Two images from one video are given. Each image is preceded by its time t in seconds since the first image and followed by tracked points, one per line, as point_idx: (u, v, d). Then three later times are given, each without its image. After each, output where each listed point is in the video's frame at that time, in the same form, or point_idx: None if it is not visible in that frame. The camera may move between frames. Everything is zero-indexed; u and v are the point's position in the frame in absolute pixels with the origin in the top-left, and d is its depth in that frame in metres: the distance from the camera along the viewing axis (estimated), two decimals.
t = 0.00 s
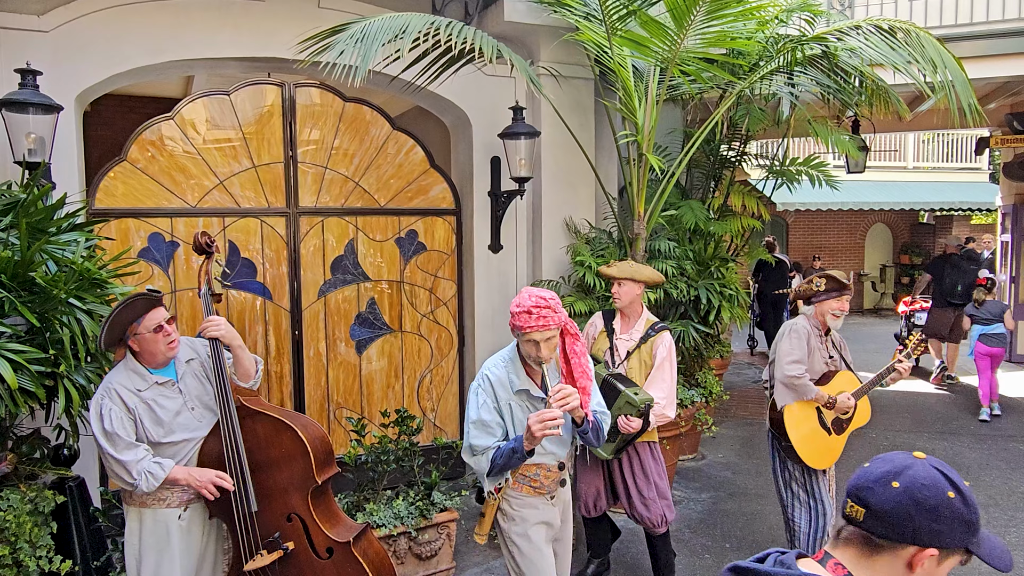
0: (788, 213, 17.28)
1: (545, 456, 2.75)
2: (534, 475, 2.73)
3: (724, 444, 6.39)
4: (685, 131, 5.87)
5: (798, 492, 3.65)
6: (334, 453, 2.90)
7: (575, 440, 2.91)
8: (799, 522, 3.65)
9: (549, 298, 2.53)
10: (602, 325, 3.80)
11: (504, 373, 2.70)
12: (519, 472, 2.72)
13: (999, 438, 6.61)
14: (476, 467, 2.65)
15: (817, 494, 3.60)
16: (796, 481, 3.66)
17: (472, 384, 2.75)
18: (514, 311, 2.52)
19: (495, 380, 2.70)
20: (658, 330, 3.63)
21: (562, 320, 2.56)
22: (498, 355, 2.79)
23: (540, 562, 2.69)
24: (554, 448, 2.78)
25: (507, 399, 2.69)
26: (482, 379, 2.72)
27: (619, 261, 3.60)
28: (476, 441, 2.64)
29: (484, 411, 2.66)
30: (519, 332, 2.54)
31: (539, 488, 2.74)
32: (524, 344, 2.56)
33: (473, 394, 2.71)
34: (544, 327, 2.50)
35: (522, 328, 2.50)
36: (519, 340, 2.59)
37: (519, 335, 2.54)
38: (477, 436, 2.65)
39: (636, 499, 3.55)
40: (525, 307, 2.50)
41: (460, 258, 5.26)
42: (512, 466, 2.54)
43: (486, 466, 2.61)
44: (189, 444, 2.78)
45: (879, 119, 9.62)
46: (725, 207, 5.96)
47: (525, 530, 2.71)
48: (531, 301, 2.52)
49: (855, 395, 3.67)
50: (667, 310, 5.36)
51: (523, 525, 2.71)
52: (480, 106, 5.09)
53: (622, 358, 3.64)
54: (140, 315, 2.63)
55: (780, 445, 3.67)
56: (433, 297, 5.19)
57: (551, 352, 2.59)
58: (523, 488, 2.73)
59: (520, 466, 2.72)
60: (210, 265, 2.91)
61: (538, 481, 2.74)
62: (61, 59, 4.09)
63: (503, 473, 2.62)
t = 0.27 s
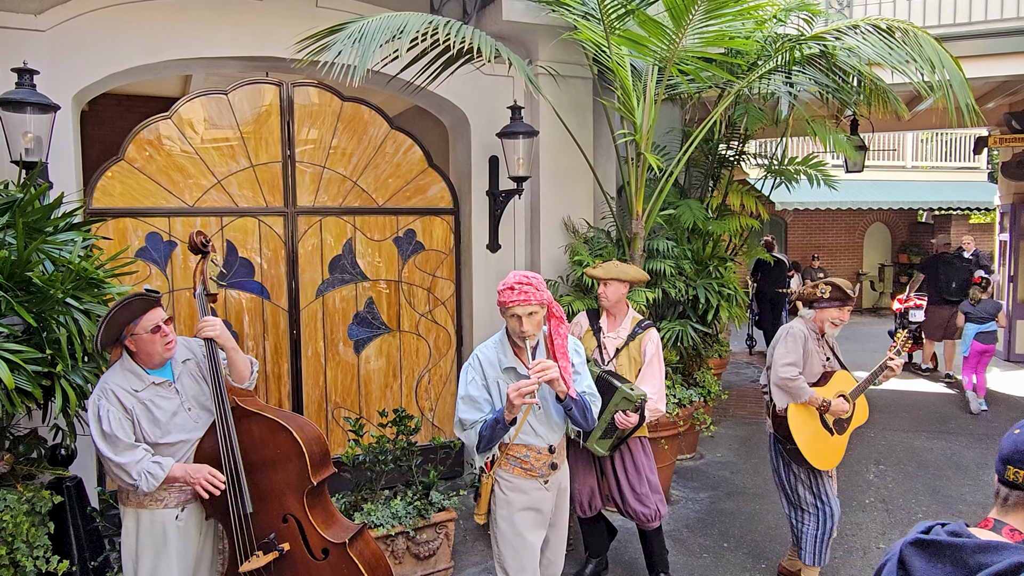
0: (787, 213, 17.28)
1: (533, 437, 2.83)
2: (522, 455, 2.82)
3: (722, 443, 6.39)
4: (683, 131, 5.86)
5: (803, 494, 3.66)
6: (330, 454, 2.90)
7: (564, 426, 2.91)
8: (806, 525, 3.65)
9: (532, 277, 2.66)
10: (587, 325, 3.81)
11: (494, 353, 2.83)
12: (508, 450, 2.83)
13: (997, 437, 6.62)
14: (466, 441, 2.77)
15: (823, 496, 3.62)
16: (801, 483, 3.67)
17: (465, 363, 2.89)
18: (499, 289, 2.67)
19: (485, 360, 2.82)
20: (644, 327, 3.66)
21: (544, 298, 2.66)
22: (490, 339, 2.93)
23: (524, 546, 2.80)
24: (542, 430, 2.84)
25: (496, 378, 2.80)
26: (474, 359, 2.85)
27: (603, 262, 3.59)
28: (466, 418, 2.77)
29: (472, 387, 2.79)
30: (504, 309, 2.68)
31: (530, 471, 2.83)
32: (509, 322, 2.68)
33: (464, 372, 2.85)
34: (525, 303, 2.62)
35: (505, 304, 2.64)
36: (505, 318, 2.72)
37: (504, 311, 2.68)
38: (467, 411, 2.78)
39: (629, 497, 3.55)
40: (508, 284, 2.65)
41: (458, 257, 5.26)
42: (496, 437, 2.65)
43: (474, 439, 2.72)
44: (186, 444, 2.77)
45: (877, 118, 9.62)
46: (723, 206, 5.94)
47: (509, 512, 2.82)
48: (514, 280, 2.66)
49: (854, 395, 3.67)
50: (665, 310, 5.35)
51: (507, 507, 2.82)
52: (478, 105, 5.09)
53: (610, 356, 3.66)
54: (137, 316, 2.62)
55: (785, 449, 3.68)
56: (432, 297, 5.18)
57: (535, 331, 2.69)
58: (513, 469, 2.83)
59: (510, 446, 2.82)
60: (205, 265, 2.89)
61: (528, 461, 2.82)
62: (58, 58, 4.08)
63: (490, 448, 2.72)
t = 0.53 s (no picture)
0: (786, 212, 17.30)
1: (526, 430, 2.83)
2: (514, 447, 2.82)
3: (721, 443, 6.39)
4: (681, 130, 5.87)
5: (796, 492, 3.66)
6: (328, 453, 2.90)
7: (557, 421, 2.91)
8: (799, 522, 3.66)
9: (530, 271, 2.66)
10: (581, 324, 3.78)
11: (491, 345, 2.84)
12: (499, 441, 2.83)
13: (995, 437, 6.62)
14: (458, 429, 2.77)
15: (814, 492, 3.63)
16: (793, 481, 3.67)
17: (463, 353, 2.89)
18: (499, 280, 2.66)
19: (481, 351, 2.83)
20: (639, 324, 3.67)
21: (541, 294, 2.64)
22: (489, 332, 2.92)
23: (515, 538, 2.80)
24: (535, 424, 2.84)
25: (491, 369, 2.81)
26: (471, 350, 2.86)
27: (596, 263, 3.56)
28: (458, 406, 2.78)
29: (467, 375, 2.79)
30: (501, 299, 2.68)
31: (523, 464, 2.81)
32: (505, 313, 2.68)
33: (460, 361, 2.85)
34: (520, 295, 2.61)
35: (502, 296, 2.64)
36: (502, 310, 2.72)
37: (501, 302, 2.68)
38: (460, 399, 2.78)
39: (627, 495, 3.57)
40: (506, 276, 2.65)
41: (457, 257, 5.26)
42: (485, 426, 2.66)
43: (465, 427, 2.74)
44: (184, 445, 2.76)
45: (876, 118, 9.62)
46: (721, 205, 5.91)
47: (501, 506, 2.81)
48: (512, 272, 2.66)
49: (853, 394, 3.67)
50: (664, 310, 5.35)
51: (499, 501, 2.82)
52: (476, 105, 5.09)
53: (607, 355, 3.63)
54: (135, 316, 2.62)
55: (780, 445, 3.66)
56: (430, 296, 5.18)
57: (530, 325, 2.68)
58: (505, 461, 2.82)
59: (503, 438, 2.82)
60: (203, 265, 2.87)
61: (520, 455, 2.81)
62: (56, 57, 4.08)
63: (481, 437, 2.72)
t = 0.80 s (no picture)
0: (785, 212, 17.31)
1: (524, 429, 2.82)
2: (511, 446, 2.81)
3: (720, 443, 6.39)
4: (680, 130, 5.87)
5: (797, 493, 3.66)
6: (327, 453, 2.90)
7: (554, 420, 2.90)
8: (801, 524, 3.66)
9: (527, 269, 2.66)
10: (589, 323, 3.78)
11: (488, 343, 2.84)
12: (498, 439, 2.83)
13: (994, 436, 6.62)
14: (456, 428, 2.77)
15: (818, 496, 3.61)
16: (795, 482, 3.66)
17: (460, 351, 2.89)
18: (497, 278, 2.66)
19: (478, 350, 2.83)
20: (647, 326, 3.65)
21: (538, 293, 2.64)
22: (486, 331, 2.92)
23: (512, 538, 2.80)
24: (533, 423, 2.84)
25: (488, 367, 2.80)
26: (468, 349, 2.86)
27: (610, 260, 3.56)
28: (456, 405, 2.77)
29: (464, 374, 2.80)
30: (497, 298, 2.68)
31: (520, 463, 2.81)
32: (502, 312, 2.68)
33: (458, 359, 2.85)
34: (517, 294, 2.61)
35: (498, 294, 2.64)
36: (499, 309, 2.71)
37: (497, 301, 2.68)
38: (457, 397, 2.78)
39: (625, 496, 3.57)
40: (503, 275, 2.64)
41: (456, 257, 5.25)
42: (484, 425, 2.65)
43: (463, 426, 2.73)
44: (183, 445, 2.77)
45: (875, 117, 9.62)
46: (720, 205, 5.91)
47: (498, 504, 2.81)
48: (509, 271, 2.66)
49: (848, 396, 3.65)
50: (663, 309, 5.34)
51: (495, 500, 2.82)
52: (475, 104, 5.08)
53: (613, 355, 3.62)
54: (137, 317, 2.62)
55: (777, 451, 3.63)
56: (429, 296, 5.17)
57: (527, 323, 2.68)
58: (503, 460, 2.82)
59: (500, 436, 2.82)
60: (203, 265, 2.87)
61: (518, 453, 2.81)
62: (54, 56, 4.07)
63: (479, 436, 2.72)
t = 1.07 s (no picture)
0: (785, 211, 17.32)
1: (522, 428, 2.82)
2: (509, 445, 2.81)
3: (720, 442, 6.39)
4: (680, 129, 5.87)
5: (792, 493, 3.66)
6: (327, 452, 2.90)
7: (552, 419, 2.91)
8: (794, 523, 3.65)
9: (522, 269, 2.66)
10: (604, 321, 3.75)
11: (484, 342, 2.84)
12: (496, 438, 2.82)
13: (994, 436, 6.62)
14: (454, 428, 2.77)
15: (811, 495, 3.62)
16: (789, 482, 3.66)
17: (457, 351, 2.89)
18: (492, 279, 2.67)
19: (474, 349, 2.83)
20: (661, 328, 3.61)
21: (534, 292, 2.65)
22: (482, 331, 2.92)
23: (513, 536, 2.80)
24: (530, 421, 2.84)
25: (485, 367, 2.80)
26: (463, 349, 2.86)
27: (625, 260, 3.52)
28: (454, 405, 2.76)
29: (461, 373, 2.79)
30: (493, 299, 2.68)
31: (519, 461, 2.81)
32: (498, 313, 2.67)
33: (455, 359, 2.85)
34: (514, 294, 2.61)
35: (495, 295, 2.64)
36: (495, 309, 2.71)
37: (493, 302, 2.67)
38: (455, 397, 2.77)
39: (629, 495, 3.56)
40: (498, 276, 2.64)
41: (456, 256, 5.25)
42: (482, 423, 2.65)
43: (461, 426, 2.73)
44: (183, 445, 2.76)
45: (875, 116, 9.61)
46: (720, 205, 5.91)
47: (498, 504, 2.80)
48: (504, 271, 2.66)
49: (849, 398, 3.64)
50: (662, 308, 5.33)
51: (495, 499, 2.81)
52: (475, 103, 5.08)
53: (624, 356, 3.59)
54: (141, 315, 2.62)
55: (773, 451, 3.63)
56: (428, 295, 5.17)
57: (522, 323, 2.68)
58: (501, 459, 2.82)
59: (498, 435, 2.82)
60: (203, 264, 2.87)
61: (518, 452, 2.81)
62: (53, 55, 4.07)
63: (477, 435, 2.72)
